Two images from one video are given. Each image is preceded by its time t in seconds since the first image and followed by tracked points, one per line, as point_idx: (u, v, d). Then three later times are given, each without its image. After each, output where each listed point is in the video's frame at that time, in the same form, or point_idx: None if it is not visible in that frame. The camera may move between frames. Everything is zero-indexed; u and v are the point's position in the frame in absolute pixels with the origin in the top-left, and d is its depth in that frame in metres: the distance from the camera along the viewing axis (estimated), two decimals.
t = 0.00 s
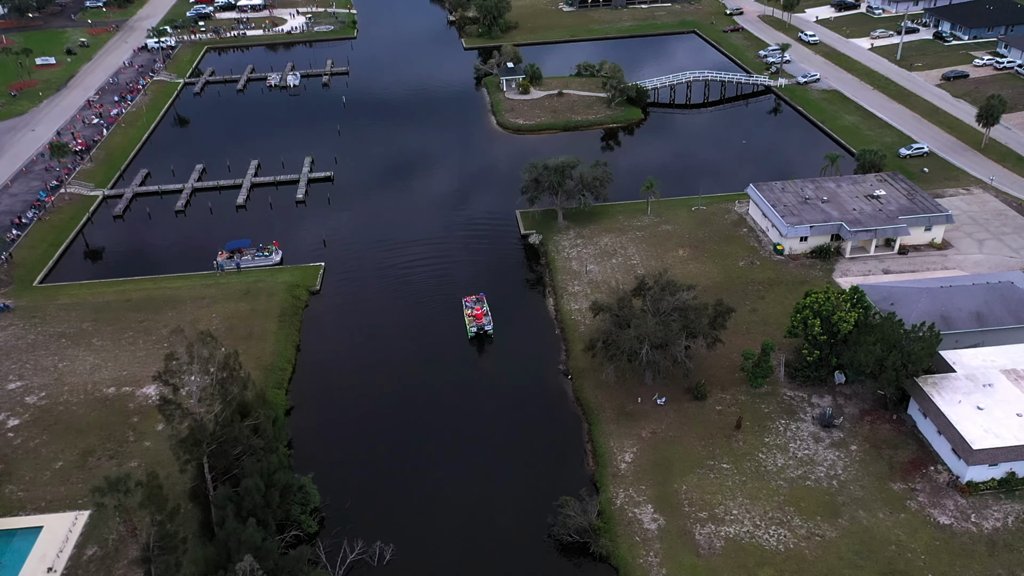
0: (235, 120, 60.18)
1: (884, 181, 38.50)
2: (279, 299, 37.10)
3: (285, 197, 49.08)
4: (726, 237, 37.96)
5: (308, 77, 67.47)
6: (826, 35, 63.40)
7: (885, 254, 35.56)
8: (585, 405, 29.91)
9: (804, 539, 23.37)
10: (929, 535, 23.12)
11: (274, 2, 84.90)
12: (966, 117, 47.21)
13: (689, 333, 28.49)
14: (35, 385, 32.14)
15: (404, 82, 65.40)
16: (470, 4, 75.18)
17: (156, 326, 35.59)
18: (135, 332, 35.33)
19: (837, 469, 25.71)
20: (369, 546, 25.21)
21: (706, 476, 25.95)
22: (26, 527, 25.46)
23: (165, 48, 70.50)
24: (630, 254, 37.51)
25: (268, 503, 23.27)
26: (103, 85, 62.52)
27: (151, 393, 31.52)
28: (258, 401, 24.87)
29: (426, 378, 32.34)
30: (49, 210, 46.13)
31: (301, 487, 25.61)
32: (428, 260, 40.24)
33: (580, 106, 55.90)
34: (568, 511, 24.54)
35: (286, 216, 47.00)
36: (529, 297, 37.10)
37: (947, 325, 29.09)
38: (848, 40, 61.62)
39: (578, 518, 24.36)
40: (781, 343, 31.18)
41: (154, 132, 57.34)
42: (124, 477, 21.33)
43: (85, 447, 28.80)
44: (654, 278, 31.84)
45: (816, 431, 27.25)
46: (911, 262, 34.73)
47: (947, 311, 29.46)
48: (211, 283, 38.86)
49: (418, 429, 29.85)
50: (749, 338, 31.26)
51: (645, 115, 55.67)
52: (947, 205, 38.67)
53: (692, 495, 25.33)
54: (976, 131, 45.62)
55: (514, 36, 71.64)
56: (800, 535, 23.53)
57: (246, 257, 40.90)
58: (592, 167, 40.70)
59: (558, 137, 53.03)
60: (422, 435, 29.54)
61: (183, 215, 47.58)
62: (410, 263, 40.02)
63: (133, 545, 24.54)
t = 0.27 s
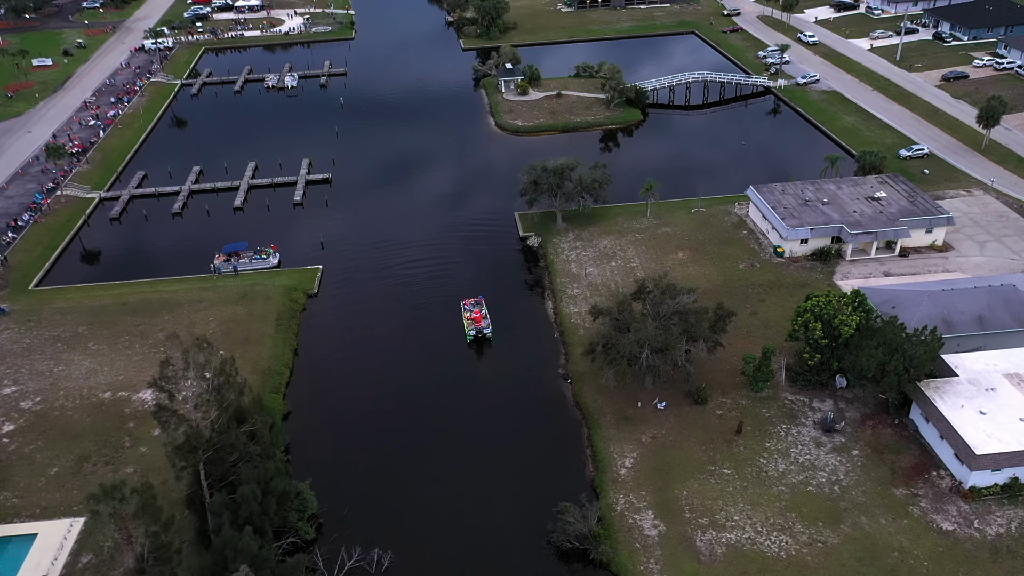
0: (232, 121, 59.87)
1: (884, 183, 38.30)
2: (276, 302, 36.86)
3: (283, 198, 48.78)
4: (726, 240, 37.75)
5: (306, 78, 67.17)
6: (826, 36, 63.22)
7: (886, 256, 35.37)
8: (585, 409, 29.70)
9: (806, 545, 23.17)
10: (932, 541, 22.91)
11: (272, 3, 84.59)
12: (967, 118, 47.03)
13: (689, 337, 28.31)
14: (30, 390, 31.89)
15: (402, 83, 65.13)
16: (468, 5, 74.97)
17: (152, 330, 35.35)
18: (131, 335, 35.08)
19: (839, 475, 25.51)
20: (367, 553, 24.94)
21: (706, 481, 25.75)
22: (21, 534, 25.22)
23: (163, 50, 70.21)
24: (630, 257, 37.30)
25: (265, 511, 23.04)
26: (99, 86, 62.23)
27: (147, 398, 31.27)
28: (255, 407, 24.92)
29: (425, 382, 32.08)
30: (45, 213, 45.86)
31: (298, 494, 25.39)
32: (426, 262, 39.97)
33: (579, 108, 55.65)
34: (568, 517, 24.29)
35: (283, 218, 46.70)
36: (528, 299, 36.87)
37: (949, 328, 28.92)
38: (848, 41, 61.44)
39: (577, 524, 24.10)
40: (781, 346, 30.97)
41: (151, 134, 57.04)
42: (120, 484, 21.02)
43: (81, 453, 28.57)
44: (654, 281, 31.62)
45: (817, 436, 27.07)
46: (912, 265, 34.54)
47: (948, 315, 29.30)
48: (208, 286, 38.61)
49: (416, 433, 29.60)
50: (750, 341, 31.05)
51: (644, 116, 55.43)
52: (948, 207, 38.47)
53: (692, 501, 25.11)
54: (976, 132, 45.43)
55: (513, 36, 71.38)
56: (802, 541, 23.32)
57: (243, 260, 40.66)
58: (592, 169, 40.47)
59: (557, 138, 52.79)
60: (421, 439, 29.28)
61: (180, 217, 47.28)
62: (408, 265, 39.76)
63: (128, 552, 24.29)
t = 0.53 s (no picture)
0: (230, 123, 59.54)
1: (885, 184, 38.11)
2: (273, 305, 36.60)
3: (280, 200, 48.49)
4: (726, 242, 37.56)
5: (304, 79, 66.86)
6: (825, 36, 63.06)
7: (886, 259, 35.19)
8: (584, 414, 29.49)
9: (808, 552, 22.97)
10: (935, 547, 22.73)
11: (270, 3, 84.30)
12: (967, 119, 46.86)
13: (689, 341, 28.14)
14: (25, 395, 31.62)
15: (400, 84, 64.88)
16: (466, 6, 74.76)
17: (148, 334, 35.10)
18: (127, 340, 34.83)
19: (840, 480, 25.34)
20: (365, 560, 24.69)
21: (707, 487, 25.54)
22: (14, 542, 24.97)
23: (160, 51, 69.90)
24: (629, 259, 37.09)
25: (262, 518, 22.80)
26: (96, 88, 61.92)
27: (143, 403, 31.02)
28: (252, 413, 24.74)
29: (423, 387, 31.82)
30: (41, 215, 45.57)
31: (295, 500, 25.14)
32: (424, 264, 39.72)
33: (578, 109, 55.40)
34: (568, 524, 24.05)
35: (281, 220, 46.40)
36: (526, 302, 36.63)
37: (951, 332, 28.76)
38: (847, 41, 61.24)
39: (577, 531, 23.86)
40: (782, 350, 30.78)
41: (148, 135, 56.72)
42: (115, 490, 20.60)
43: (76, 459, 28.33)
44: (654, 285, 31.41)
45: (818, 441, 26.91)
46: (913, 267, 34.36)
47: (950, 318, 29.15)
48: (205, 289, 38.36)
49: (415, 438, 29.36)
50: (750, 345, 30.86)
51: (642, 117, 55.18)
52: (948, 208, 38.28)
53: (693, 506, 24.91)
54: (976, 133, 45.26)
55: (511, 37, 71.13)
56: (804, 548, 23.12)
57: (240, 263, 40.41)
58: (590, 171, 40.23)
59: (555, 139, 52.54)
60: (419, 444, 29.05)
61: (177, 219, 46.97)
62: (406, 267, 39.51)
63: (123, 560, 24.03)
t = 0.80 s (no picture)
0: (227, 124, 59.23)
1: (885, 186, 37.92)
2: (270, 309, 36.37)
3: (278, 203, 48.20)
4: (726, 244, 37.37)
5: (301, 80, 66.54)
6: (824, 37, 62.91)
7: (887, 261, 35.02)
8: (584, 418, 29.28)
9: (810, 559, 22.77)
10: (938, 553, 22.54)
11: (267, 4, 84.00)
12: (967, 120, 46.70)
13: (690, 345, 27.95)
14: (20, 400, 31.35)
15: (399, 85, 64.61)
16: (465, 7, 74.53)
17: (145, 338, 34.84)
18: (123, 344, 34.57)
19: (842, 485, 25.15)
20: (363, 567, 24.44)
21: (707, 493, 25.33)
22: (8, 550, 24.73)
23: (157, 52, 69.60)
24: (628, 262, 36.88)
25: (258, 526, 22.55)
26: (93, 89, 61.62)
27: (139, 408, 30.78)
28: (248, 419, 24.45)
29: (421, 390, 31.59)
30: (37, 218, 45.27)
31: (292, 507, 24.86)
32: (422, 266, 39.47)
33: (576, 110, 55.15)
34: (567, 530, 23.81)
35: (278, 222, 46.08)
36: (525, 305, 36.39)
37: (953, 335, 28.59)
38: (846, 42, 61.06)
39: (577, 538, 23.64)
40: (783, 354, 30.60)
41: (144, 137, 56.42)
42: (110, 498, 20.51)
43: (71, 465, 28.09)
44: (653, 288, 31.21)
45: (820, 446, 26.74)
46: (914, 269, 34.20)
47: (952, 321, 28.98)
48: (202, 293, 38.11)
49: (413, 442, 29.12)
50: (751, 349, 30.67)
51: (641, 118, 54.92)
52: (949, 210, 38.08)
53: (694, 512, 24.70)
54: (977, 134, 45.09)
55: (510, 37, 70.89)
56: (806, 554, 22.92)
57: (237, 265, 40.13)
58: (589, 173, 39.99)
59: (554, 141, 52.28)
60: (417, 449, 28.81)
61: (174, 222, 46.66)
62: (405, 269, 39.26)
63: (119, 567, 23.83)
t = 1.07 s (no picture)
0: (224, 125, 58.92)
1: (886, 188, 37.74)
2: (267, 312, 36.14)
3: (275, 205, 47.90)
4: (726, 247, 37.16)
5: (299, 81, 66.19)
6: (823, 37, 62.74)
7: (888, 263, 34.83)
8: (583, 423, 29.07)
9: (812, 566, 22.57)
10: (941, 560, 22.36)
11: (265, 5, 83.68)
12: (967, 121, 46.53)
13: (690, 349, 27.78)
14: (15, 405, 31.09)
15: (397, 86, 64.33)
16: (463, 7, 74.28)
17: (141, 342, 34.57)
18: (119, 348, 34.32)
19: (844, 491, 24.96)
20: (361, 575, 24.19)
21: (708, 498, 25.13)
22: (3, 557, 24.48)
23: (154, 53, 69.28)
24: (628, 265, 36.67)
25: (255, 534, 22.33)
26: (89, 90, 61.31)
27: (135, 413, 30.53)
28: (244, 425, 24.11)
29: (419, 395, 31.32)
30: (32, 220, 44.98)
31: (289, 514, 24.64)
32: (421, 268, 39.20)
33: (575, 111, 54.89)
34: (567, 537, 23.60)
35: (275, 224, 45.78)
36: (524, 307, 36.16)
37: (954, 339, 28.42)
38: (846, 43, 60.89)
39: (577, 544, 23.42)
40: (784, 357, 30.41)
41: (141, 139, 56.11)
42: (105, 506, 20.20)
43: (66, 471, 27.84)
44: (653, 292, 31.02)
45: (821, 451, 26.56)
46: (915, 272, 34.02)
47: (954, 325, 28.81)
48: (198, 296, 37.85)
49: (411, 447, 28.88)
50: (752, 352, 30.48)
51: (640, 119, 54.67)
52: (950, 212, 37.89)
53: (694, 519, 24.49)
54: (977, 135, 44.93)
55: (508, 38, 70.63)
56: (807, 561, 22.73)
57: (234, 268, 39.85)
58: (588, 175, 39.76)
59: (553, 142, 52.02)
60: (415, 454, 28.57)
61: (171, 224, 46.37)
62: (403, 272, 38.99)
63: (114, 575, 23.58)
